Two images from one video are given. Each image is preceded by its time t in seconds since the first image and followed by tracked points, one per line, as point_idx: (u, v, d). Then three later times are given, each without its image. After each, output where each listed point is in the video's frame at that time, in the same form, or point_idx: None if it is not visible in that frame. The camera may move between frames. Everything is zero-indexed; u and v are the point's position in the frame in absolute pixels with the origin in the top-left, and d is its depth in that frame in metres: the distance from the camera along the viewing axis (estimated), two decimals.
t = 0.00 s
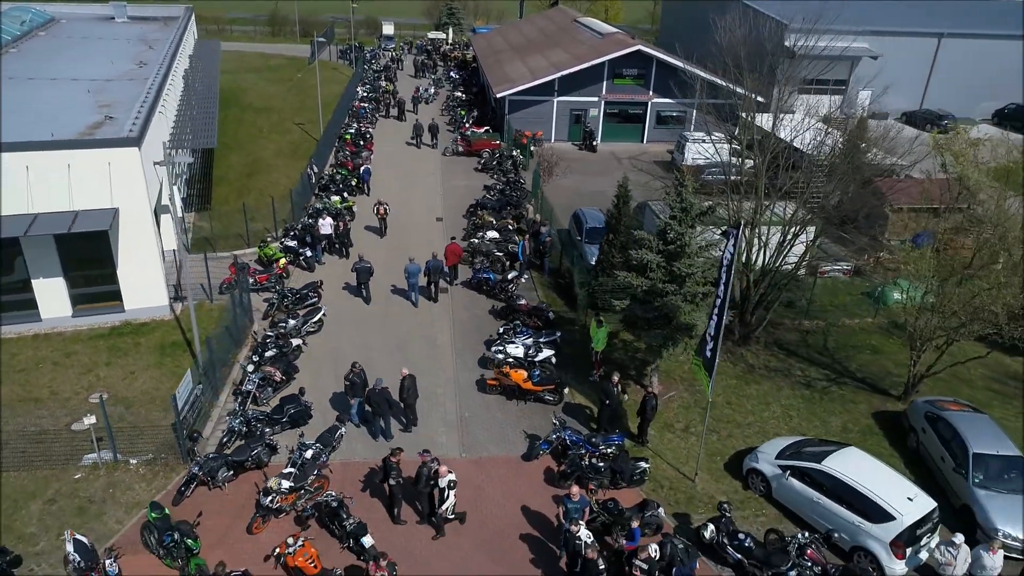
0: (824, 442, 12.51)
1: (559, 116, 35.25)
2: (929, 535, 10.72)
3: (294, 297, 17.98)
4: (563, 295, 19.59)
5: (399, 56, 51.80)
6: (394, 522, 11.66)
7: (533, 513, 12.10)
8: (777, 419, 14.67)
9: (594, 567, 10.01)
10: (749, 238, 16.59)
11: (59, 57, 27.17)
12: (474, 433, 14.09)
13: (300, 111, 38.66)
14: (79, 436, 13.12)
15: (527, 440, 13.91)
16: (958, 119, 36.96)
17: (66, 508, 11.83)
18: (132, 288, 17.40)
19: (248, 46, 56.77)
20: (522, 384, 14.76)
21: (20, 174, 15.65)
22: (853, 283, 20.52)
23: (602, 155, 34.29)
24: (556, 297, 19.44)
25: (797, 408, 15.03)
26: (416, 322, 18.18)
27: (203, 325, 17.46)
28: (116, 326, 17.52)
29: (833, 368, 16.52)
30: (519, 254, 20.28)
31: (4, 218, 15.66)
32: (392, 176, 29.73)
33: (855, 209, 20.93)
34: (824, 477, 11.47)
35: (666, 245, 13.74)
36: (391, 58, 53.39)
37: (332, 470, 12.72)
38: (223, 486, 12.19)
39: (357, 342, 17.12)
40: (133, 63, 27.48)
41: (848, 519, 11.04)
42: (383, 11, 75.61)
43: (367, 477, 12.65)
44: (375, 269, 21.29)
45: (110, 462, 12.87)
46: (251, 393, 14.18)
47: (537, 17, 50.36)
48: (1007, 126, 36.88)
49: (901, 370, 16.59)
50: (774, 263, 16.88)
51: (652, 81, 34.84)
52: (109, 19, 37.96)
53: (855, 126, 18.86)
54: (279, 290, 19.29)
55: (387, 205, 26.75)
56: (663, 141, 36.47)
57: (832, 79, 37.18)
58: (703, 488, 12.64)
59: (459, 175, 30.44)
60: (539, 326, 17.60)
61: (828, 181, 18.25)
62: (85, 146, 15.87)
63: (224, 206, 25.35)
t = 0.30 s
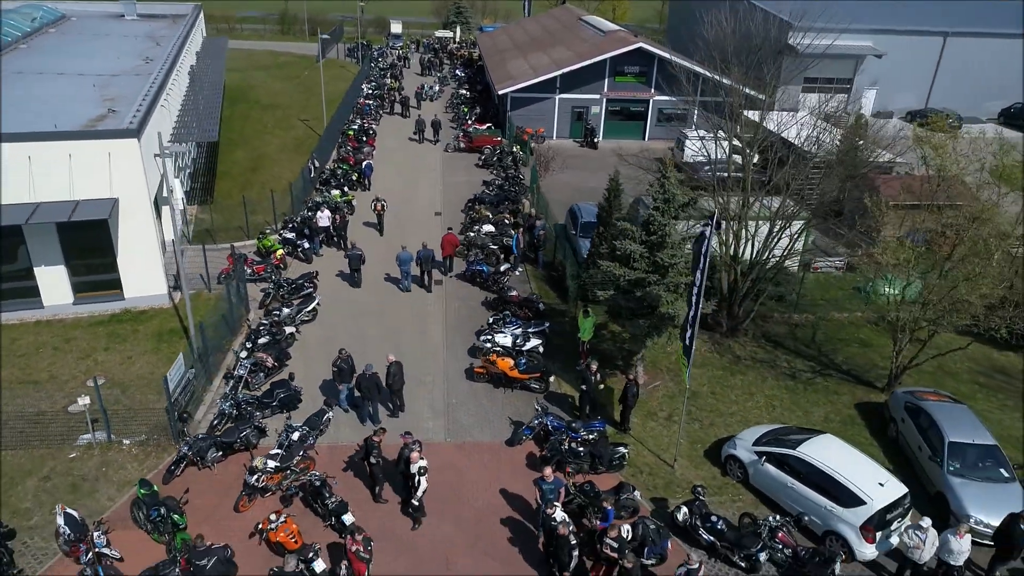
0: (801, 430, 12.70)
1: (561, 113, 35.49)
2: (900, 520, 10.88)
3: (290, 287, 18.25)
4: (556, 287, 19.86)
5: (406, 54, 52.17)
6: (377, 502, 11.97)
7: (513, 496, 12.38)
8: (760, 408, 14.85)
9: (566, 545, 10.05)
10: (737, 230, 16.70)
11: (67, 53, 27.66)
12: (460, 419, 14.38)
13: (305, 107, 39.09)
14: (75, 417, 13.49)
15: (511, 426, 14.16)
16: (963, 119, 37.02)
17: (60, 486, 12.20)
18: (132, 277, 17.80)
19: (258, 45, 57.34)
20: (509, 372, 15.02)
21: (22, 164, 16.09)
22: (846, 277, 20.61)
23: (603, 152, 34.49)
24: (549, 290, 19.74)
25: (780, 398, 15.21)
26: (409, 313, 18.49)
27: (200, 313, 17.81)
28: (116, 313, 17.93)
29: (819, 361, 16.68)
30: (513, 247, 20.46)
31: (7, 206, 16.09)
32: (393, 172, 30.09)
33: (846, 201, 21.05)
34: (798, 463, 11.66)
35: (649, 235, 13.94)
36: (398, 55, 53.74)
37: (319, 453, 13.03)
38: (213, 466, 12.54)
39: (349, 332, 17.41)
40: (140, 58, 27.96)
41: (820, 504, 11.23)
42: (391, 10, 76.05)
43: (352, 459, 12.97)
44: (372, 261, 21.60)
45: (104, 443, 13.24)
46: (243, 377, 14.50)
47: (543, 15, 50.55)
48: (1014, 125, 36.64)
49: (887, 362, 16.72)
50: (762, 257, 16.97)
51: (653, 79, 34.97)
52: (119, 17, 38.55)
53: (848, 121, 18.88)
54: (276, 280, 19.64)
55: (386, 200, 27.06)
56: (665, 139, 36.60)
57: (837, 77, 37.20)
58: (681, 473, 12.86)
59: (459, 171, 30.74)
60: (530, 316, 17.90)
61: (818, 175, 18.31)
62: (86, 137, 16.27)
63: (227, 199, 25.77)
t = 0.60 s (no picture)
0: (784, 419, 12.88)
1: (568, 111, 35.73)
2: (877, 506, 11.04)
3: (292, 277, 18.62)
4: (554, 281, 20.12)
5: (418, 53, 52.63)
6: (366, 482, 12.31)
7: (499, 479, 12.66)
8: (749, 398, 15.05)
9: (545, 522, 10.33)
10: (730, 224, 16.82)
11: (83, 49, 28.30)
12: (452, 405, 14.69)
13: (316, 104, 39.63)
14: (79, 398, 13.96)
15: (502, 413, 14.46)
16: (974, 119, 36.73)
17: (62, 462, 12.65)
18: (139, 265, 18.29)
19: (272, 43, 58.03)
20: (501, 360, 15.31)
21: (34, 154, 16.63)
22: (844, 271, 20.68)
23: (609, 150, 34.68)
24: (546, 283, 20.00)
25: (769, 389, 15.39)
26: (408, 304, 18.86)
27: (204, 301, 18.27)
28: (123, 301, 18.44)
29: (811, 354, 16.82)
30: (512, 242, 20.77)
31: (18, 195, 16.63)
32: (400, 167, 30.50)
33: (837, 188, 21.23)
34: (778, 450, 11.84)
35: (639, 227, 14.13)
36: (410, 53, 54.16)
37: (313, 435, 13.40)
38: (210, 446, 12.95)
39: (348, 321, 17.78)
40: (153, 54, 28.57)
41: (799, 490, 11.40)
42: (405, 9, 76.56)
43: (344, 442, 13.33)
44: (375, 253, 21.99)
45: (107, 423, 13.69)
46: (243, 362, 14.93)
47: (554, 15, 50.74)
48: None
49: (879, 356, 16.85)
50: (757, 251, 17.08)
51: (660, 77, 35.11)
52: (136, 14, 39.30)
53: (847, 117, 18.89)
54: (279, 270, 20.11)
55: (392, 195, 27.47)
56: (672, 137, 36.72)
57: (845, 76, 37.22)
58: (667, 460, 13.08)
59: (466, 167, 31.08)
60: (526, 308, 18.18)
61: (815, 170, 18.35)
62: (95, 129, 16.77)
63: (235, 192, 26.28)
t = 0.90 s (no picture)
0: (773, 407, 13.08)
1: (581, 108, 35.98)
2: (861, 492, 11.20)
3: (300, 266, 19.04)
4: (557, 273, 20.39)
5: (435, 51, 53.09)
6: (363, 461, 12.69)
7: (493, 462, 12.99)
8: (743, 389, 15.25)
9: (531, 500, 10.65)
10: (729, 218, 17.02)
11: (104, 45, 29.06)
12: (450, 390, 15.04)
13: (332, 101, 40.23)
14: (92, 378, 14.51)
15: (498, 398, 14.79)
16: (992, 120, 36.31)
17: (74, 437, 13.19)
18: (152, 253, 18.86)
19: (292, 41, 58.84)
20: (500, 348, 15.64)
21: (53, 144, 17.24)
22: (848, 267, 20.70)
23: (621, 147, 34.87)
24: (550, 276, 20.28)
25: (764, 379, 15.58)
26: (413, 293, 19.27)
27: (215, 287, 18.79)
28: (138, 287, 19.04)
29: (808, 347, 16.96)
30: (518, 235, 21.10)
31: (38, 184, 17.26)
32: (412, 163, 30.95)
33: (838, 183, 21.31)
34: (764, 436, 12.04)
35: (634, 218, 14.42)
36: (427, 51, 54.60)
37: (313, 416, 13.82)
38: (214, 424, 13.42)
39: (353, 310, 18.20)
40: (172, 50, 29.26)
41: (785, 476, 11.59)
42: (424, 8, 77.06)
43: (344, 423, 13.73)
44: (383, 244, 22.41)
45: (117, 401, 14.22)
46: (249, 346, 15.42)
47: (570, 13, 50.91)
48: None
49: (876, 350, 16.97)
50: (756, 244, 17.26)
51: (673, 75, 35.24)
52: (158, 12, 40.17)
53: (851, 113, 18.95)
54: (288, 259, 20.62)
55: (403, 189, 27.94)
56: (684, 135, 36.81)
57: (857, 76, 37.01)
58: (657, 445, 13.34)
59: (477, 162, 31.45)
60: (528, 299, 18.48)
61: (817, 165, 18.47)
62: (111, 120, 17.35)
63: (249, 185, 26.86)
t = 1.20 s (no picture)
0: (770, 396, 13.25)
1: (597, 105, 36.20)
2: (852, 480, 11.34)
3: (313, 256, 19.46)
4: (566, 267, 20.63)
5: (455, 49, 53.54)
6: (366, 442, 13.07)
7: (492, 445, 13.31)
8: (743, 380, 15.44)
9: (525, 479, 10.94)
10: (734, 213, 17.15)
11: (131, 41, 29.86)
12: (454, 376, 15.40)
13: (352, 97, 40.84)
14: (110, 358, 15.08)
15: (501, 385, 15.12)
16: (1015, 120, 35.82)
17: (91, 414, 13.75)
18: (171, 241, 19.46)
19: (315, 40, 59.67)
20: (504, 336, 15.96)
21: (77, 134, 17.89)
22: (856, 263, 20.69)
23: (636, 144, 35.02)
24: (558, 269, 20.51)
25: (765, 371, 15.75)
26: (422, 283, 19.68)
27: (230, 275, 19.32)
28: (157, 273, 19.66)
29: (812, 341, 17.05)
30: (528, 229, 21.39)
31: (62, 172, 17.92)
32: (428, 158, 31.39)
33: (844, 178, 21.33)
34: (759, 424, 12.21)
35: (636, 210, 14.66)
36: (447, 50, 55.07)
37: (320, 399, 14.25)
38: (225, 404, 13.91)
39: (363, 299, 18.64)
40: (195, 47, 29.98)
41: (778, 463, 11.76)
42: (446, 7, 77.59)
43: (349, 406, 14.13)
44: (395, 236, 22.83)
45: (133, 380, 14.75)
46: (260, 331, 15.90)
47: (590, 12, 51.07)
48: None
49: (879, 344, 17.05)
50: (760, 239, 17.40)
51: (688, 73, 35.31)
52: (184, 10, 41.07)
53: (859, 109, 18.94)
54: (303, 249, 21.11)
55: (419, 183, 28.39)
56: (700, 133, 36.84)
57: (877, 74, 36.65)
58: (654, 432, 13.58)
59: (492, 158, 31.80)
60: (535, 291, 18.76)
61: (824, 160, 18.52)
62: (133, 111, 17.95)
63: (268, 178, 27.46)
